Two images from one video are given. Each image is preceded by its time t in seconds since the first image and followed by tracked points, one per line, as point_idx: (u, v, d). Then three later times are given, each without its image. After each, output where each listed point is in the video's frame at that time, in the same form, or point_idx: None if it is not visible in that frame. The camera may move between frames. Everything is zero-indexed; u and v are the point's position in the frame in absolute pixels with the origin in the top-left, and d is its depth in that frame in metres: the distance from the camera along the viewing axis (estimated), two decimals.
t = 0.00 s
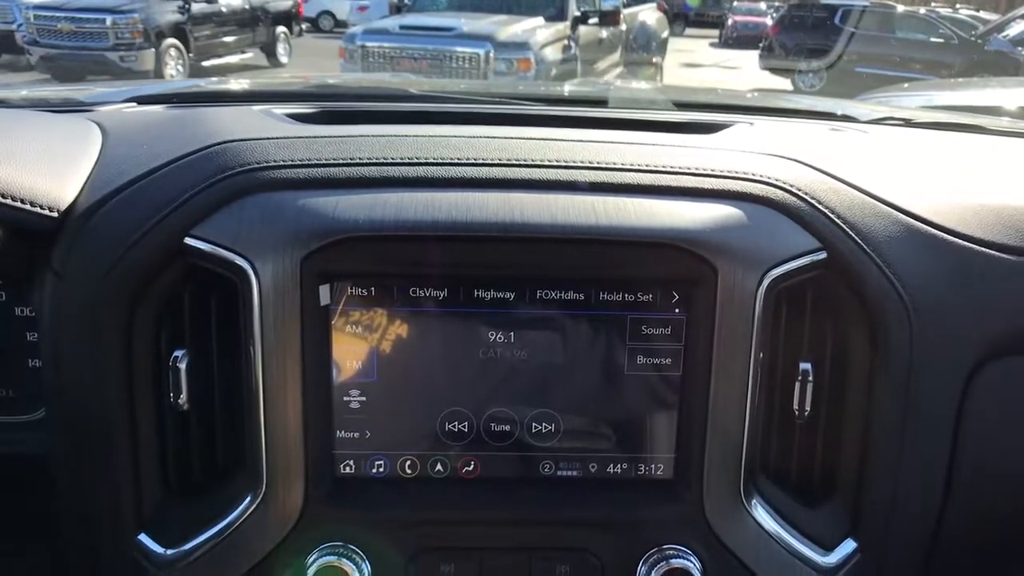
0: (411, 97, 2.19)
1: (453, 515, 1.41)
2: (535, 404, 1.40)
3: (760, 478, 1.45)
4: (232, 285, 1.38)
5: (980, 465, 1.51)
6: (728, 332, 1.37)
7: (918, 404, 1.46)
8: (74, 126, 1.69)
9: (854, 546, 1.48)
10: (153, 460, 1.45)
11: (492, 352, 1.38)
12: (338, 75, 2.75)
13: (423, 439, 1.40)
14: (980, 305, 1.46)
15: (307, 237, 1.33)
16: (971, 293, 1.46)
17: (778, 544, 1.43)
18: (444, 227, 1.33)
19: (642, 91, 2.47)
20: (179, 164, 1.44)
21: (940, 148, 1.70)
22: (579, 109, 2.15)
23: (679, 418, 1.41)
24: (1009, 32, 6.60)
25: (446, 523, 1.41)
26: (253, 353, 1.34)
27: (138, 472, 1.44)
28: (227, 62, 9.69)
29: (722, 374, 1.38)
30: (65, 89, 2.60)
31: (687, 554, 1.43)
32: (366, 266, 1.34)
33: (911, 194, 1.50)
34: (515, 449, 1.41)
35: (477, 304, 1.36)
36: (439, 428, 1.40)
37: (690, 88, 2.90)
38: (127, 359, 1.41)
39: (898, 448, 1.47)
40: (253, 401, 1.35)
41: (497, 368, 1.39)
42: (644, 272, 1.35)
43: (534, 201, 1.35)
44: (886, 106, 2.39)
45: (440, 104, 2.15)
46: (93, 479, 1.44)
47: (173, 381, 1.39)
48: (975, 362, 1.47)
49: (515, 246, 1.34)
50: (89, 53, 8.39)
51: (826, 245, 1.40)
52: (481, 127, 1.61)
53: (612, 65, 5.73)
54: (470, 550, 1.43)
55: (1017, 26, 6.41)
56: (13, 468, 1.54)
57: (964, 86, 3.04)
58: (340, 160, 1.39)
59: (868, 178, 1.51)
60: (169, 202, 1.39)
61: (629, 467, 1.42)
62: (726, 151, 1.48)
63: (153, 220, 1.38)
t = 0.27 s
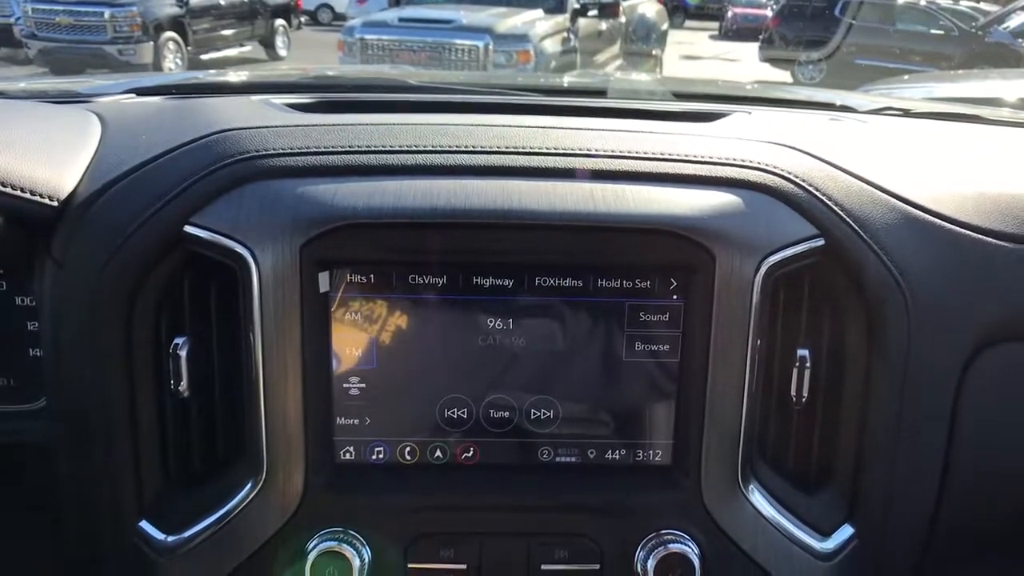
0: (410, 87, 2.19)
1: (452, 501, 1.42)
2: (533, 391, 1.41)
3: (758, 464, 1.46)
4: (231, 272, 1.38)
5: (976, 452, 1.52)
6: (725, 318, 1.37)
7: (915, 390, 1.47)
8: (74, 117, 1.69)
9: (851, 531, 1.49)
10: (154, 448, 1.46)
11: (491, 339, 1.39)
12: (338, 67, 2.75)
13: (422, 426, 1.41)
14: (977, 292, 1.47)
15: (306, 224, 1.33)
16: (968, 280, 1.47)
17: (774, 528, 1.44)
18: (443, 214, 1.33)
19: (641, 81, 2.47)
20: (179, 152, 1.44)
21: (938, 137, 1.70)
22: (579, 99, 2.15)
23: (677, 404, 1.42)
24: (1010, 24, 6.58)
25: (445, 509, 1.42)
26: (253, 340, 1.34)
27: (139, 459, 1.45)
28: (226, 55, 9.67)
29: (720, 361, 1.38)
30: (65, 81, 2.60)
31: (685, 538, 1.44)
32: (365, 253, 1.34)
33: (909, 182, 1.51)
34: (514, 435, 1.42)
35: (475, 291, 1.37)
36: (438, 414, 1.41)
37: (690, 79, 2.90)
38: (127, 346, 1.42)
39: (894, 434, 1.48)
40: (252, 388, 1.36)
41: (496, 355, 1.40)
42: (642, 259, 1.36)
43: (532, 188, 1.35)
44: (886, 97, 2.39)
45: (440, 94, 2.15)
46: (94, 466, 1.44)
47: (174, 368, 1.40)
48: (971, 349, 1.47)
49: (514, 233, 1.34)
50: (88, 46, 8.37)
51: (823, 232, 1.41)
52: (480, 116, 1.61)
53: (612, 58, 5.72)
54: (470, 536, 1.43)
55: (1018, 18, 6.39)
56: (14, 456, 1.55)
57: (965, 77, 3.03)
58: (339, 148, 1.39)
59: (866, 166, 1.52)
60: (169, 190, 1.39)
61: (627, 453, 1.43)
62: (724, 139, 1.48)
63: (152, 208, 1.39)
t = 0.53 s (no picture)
0: (408, 79, 2.18)
1: (452, 490, 1.42)
2: (533, 380, 1.41)
3: (758, 453, 1.46)
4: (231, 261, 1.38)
5: (975, 441, 1.52)
6: (725, 307, 1.37)
7: (915, 379, 1.47)
8: (73, 108, 1.69)
9: (850, 520, 1.50)
10: (154, 438, 1.46)
11: (490, 328, 1.39)
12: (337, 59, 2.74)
13: (422, 415, 1.41)
14: (976, 281, 1.47)
15: (305, 213, 1.33)
16: (968, 268, 1.47)
17: (773, 516, 1.45)
18: (442, 203, 1.33)
19: (641, 72, 2.46)
20: (177, 142, 1.44)
21: (939, 126, 1.70)
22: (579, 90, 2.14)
23: (676, 393, 1.42)
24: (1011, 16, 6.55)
25: (445, 498, 1.42)
26: (252, 329, 1.34)
27: (139, 449, 1.45)
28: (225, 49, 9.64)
29: (720, 349, 1.38)
30: (64, 73, 2.60)
31: (685, 526, 1.44)
32: (364, 242, 1.34)
33: (909, 171, 1.50)
34: (513, 424, 1.42)
35: (475, 280, 1.37)
36: (437, 403, 1.41)
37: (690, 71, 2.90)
38: (127, 336, 1.42)
39: (894, 423, 1.48)
40: (252, 377, 1.36)
41: (496, 344, 1.40)
42: (641, 248, 1.36)
43: (531, 177, 1.35)
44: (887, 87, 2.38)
45: (440, 85, 2.15)
46: (94, 457, 1.44)
47: (173, 358, 1.40)
48: (971, 338, 1.47)
49: (513, 222, 1.34)
50: (87, 40, 8.35)
51: (823, 221, 1.41)
52: (479, 105, 1.61)
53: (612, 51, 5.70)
54: (470, 524, 1.43)
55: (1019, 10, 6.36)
56: (14, 448, 1.55)
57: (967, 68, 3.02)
58: (338, 137, 1.39)
59: (866, 155, 1.51)
60: (168, 179, 1.39)
61: (627, 442, 1.43)
62: (724, 128, 1.48)
63: (151, 198, 1.39)
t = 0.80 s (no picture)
0: (408, 71, 2.18)
1: (454, 478, 1.42)
2: (535, 367, 1.42)
3: (759, 440, 1.46)
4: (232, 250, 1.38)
5: (975, 428, 1.53)
6: (726, 294, 1.37)
7: (915, 366, 1.47)
8: (73, 99, 1.69)
9: (851, 507, 1.50)
10: (156, 427, 1.46)
11: (492, 316, 1.39)
12: (338, 52, 2.74)
13: (424, 403, 1.41)
14: (977, 269, 1.47)
15: (306, 202, 1.33)
16: (969, 256, 1.47)
17: (774, 502, 1.45)
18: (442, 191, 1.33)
19: (641, 65, 2.46)
20: (178, 131, 1.44)
21: (939, 116, 1.70)
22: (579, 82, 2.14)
23: (677, 380, 1.42)
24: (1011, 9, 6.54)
25: (448, 485, 1.43)
26: (255, 317, 1.35)
27: (141, 439, 1.45)
28: (224, 45, 9.63)
29: (720, 336, 1.38)
30: (64, 67, 2.60)
31: (686, 513, 1.44)
32: (365, 230, 1.35)
33: (909, 159, 1.51)
34: (515, 412, 1.42)
35: (476, 268, 1.37)
36: (439, 392, 1.41)
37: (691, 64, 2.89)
38: (129, 325, 1.42)
39: (894, 410, 1.48)
40: (254, 366, 1.36)
41: (497, 333, 1.40)
42: (642, 235, 1.36)
43: (532, 165, 1.35)
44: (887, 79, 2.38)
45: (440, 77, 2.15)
46: (96, 446, 1.45)
47: (175, 347, 1.41)
48: (971, 325, 1.48)
49: (515, 209, 1.34)
50: (86, 36, 8.33)
51: (824, 208, 1.41)
52: (480, 95, 1.60)
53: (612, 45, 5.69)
54: (471, 512, 1.44)
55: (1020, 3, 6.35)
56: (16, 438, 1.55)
57: (967, 61, 3.02)
58: (339, 126, 1.39)
59: (867, 144, 1.51)
60: (169, 168, 1.39)
61: (628, 429, 1.44)
62: (725, 116, 1.48)
63: (152, 187, 1.39)
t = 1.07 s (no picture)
0: (407, 62, 2.17)
1: (453, 466, 1.42)
2: (533, 356, 1.42)
3: (757, 428, 1.46)
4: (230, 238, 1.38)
5: (973, 416, 1.53)
6: (723, 281, 1.37)
7: (913, 354, 1.47)
8: (71, 90, 1.68)
9: (849, 495, 1.51)
10: (155, 416, 1.46)
11: (490, 305, 1.39)
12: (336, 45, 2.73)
13: (422, 392, 1.41)
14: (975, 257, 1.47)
15: (304, 190, 1.33)
16: (967, 245, 1.47)
17: (772, 490, 1.46)
18: (440, 179, 1.33)
19: (640, 57, 2.46)
20: (176, 121, 1.44)
21: (937, 105, 1.70)
22: (578, 74, 2.14)
23: (675, 368, 1.42)
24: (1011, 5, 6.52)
25: (446, 473, 1.43)
26: (253, 305, 1.35)
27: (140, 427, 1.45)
28: (223, 41, 9.60)
29: (718, 324, 1.39)
30: (61, 61, 2.59)
31: (684, 501, 1.45)
32: (363, 218, 1.35)
33: (907, 147, 1.51)
34: (513, 400, 1.42)
35: (474, 257, 1.38)
36: (437, 380, 1.41)
37: (690, 58, 2.89)
38: (127, 314, 1.42)
39: (893, 398, 1.48)
40: (252, 354, 1.36)
41: (495, 321, 1.40)
42: (640, 223, 1.36)
43: (530, 152, 1.35)
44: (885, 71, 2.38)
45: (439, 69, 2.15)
46: (95, 435, 1.45)
47: (173, 335, 1.41)
48: (969, 313, 1.48)
49: (512, 197, 1.34)
50: (84, 32, 8.30)
51: (822, 196, 1.41)
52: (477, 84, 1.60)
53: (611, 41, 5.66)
54: (469, 500, 1.44)
55: None
56: (16, 428, 1.56)
57: (966, 55, 3.01)
58: (336, 114, 1.38)
59: (865, 132, 1.51)
60: (166, 157, 1.39)
61: (626, 417, 1.44)
62: (723, 105, 1.48)
63: (150, 175, 1.39)
